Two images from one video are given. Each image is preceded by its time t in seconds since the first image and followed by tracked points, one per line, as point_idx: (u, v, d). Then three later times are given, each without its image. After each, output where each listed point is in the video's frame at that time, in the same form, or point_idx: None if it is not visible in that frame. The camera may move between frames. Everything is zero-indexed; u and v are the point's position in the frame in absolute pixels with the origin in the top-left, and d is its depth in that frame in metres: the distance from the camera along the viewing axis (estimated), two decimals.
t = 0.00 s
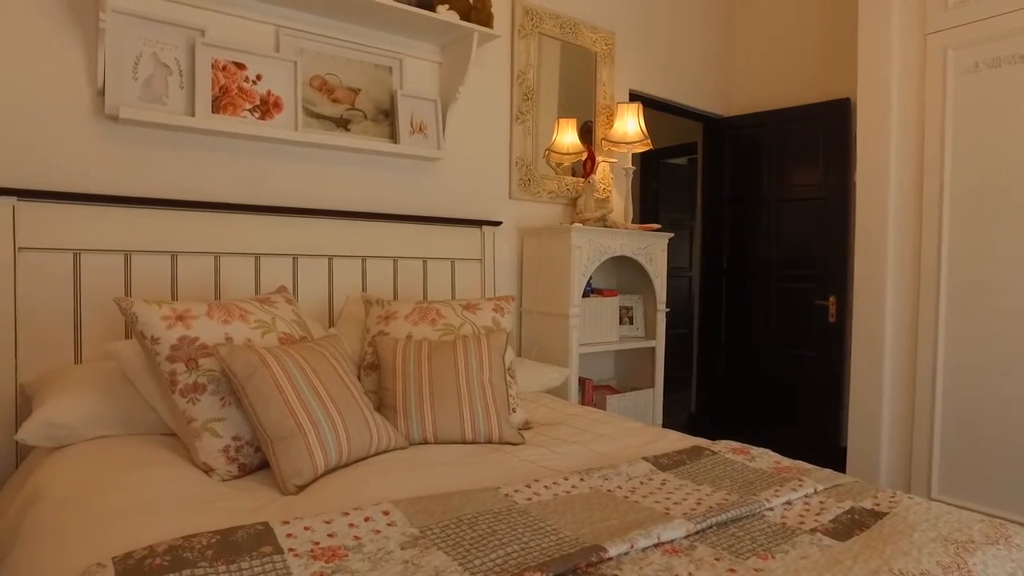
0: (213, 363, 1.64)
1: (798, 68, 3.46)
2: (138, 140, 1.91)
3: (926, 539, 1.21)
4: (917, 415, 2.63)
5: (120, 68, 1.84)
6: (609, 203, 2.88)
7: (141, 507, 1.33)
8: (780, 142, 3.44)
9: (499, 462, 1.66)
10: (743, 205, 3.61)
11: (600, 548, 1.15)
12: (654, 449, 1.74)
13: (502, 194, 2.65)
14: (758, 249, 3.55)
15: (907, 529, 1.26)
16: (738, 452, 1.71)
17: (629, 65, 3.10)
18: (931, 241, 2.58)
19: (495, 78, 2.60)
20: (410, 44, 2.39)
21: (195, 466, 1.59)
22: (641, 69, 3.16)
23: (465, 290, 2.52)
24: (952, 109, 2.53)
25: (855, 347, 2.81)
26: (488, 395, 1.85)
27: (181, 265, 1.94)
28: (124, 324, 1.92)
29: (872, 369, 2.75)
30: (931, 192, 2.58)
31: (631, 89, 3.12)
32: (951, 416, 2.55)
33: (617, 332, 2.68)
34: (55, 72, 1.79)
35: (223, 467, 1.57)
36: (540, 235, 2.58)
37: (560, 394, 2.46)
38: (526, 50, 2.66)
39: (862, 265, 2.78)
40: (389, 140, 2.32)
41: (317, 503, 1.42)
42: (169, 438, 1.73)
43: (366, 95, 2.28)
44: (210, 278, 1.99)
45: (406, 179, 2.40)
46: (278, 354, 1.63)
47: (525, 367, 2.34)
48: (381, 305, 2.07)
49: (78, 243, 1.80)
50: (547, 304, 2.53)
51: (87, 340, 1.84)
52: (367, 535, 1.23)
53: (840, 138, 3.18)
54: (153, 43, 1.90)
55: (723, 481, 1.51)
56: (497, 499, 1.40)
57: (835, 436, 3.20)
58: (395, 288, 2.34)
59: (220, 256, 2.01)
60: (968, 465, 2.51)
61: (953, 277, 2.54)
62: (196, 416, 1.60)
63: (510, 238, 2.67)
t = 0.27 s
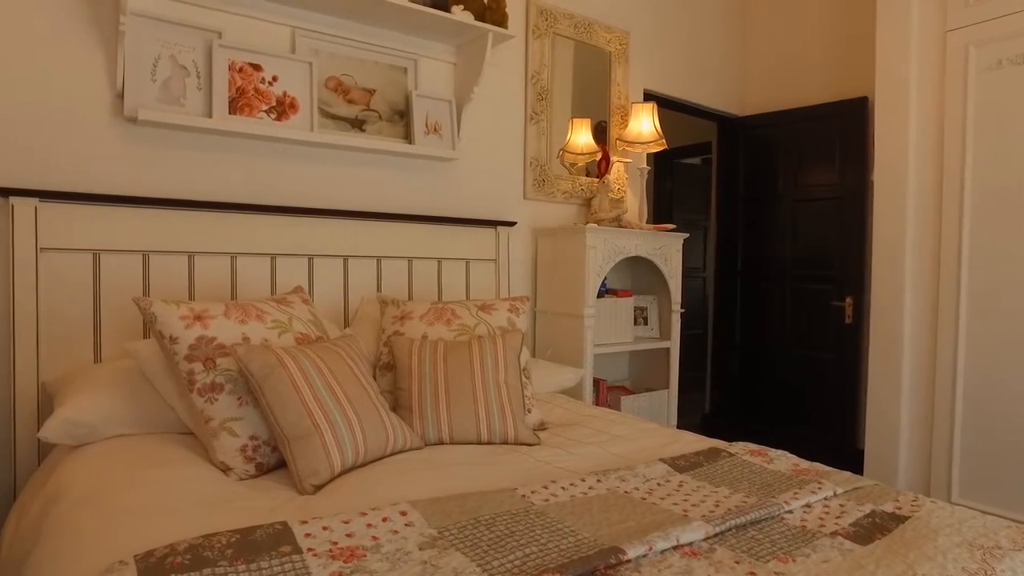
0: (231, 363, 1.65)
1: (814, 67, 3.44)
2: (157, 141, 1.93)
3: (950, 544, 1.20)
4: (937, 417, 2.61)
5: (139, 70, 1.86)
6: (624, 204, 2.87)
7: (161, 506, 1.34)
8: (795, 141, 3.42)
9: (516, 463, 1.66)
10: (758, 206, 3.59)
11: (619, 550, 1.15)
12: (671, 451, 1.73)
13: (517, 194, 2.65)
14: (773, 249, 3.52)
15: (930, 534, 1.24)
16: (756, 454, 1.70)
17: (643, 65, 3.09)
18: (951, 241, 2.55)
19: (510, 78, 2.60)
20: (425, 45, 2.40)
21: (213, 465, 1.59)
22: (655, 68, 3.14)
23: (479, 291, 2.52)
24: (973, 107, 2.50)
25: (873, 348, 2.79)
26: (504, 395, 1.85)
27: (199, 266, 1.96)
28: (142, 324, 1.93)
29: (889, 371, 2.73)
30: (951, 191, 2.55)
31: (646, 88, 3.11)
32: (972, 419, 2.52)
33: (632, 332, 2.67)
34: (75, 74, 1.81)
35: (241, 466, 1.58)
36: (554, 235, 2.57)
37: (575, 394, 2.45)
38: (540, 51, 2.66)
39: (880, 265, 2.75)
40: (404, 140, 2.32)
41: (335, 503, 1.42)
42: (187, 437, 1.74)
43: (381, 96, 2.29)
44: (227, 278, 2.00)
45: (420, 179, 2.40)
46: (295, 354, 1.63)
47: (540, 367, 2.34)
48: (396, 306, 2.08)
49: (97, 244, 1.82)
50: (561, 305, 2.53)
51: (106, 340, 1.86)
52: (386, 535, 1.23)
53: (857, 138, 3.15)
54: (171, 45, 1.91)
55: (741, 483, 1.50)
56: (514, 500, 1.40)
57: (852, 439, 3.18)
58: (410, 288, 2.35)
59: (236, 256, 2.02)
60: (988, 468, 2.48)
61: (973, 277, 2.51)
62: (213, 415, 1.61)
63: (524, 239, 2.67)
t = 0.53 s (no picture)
0: (251, 363, 1.66)
1: (833, 65, 3.41)
2: (178, 143, 1.95)
3: (980, 550, 1.18)
4: (960, 420, 2.57)
5: (160, 73, 1.87)
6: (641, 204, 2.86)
7: (184, 505, 1.35)
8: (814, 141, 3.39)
9: (535, 464, 1.66)
10: (776, 205, 3.56)
11: (642, 552, 1.14)
12: (690, 453, 1.72)
13: (534, 195, 2.65)
14: (791, 249, 3.49)
15: (959, 540, 1.22)
16: (777, 456, 1.68)
17: (660, 64, 3.07)
18: (975, 241, 2.52)
19: (526, 79, 2.60)
20: (443, 46, 2.40)
21: (234, 464, 1.60)
22: (672, 68, 3.13)
23: (496, 291, 2.52)
24: (998, 105, 2.46)
25: (894, 350, 2.76)
26: (522, 396, 1.85)
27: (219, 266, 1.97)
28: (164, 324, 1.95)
29: (911, 372, 2.70)
30: (975, 191, 2.52)
31: (663, 88, 3.10)
32: (996, 422, 2.48)
33: (650, 333, 2.66)
34: (99, 76, 1.83)
35: (262, 465, 1.59)
36: (571, 236, 2.57)
37: (592, 395, 2.45)
38: (557, 51, 2.65)
39: (902, 266, 2.73)
40: (421, 141, 2.33)
41: (356, 503, 1.43)
42: (208, 437, 1.76)
43: (399, 97, 2.30)
44: (246, 278, 2.02)
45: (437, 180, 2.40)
46: (315, 355, 1.64)
47: (557, 368, 2.34)
48: (414, 306, 2.08)
49: (119, 244, 1.83)
50: (579, 305, 2.52)
51: (128, 340, 1.88)
52: (407, 536, 1.23)
53: (877, 137, 3.12)
54: (192, 48, 1.93)
55: (762, 486, 1.49)
56: (535, 501, 1.40)
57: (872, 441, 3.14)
58: (427, 288, 2.35)
59: (255, 256, 2.03)
60: (1013, 471, 2.44)
61: (998, 278, 2.47)
62: (234, 415, 1.62)
63: (541, 239, 2.67)
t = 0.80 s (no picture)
0: (273, 363, 1.67)
1: (855, 63, 3.37)
2: (199, 144, 1.97)
3: (1012, 558, 1.16)
4: (988, 423, 2.53)
5: (183, 76, 1.89)
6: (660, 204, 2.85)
7: (208, 503, 1.36)
8: (835, 140, 3.35)
9: (556, 466, 1.65)
10: (796, 206, 3.52)
11: (664, 556, 1.13)
12: (712, 455, 1.71)
13: (552, 195, 2.64)
14: (812, 250, 3.46)
15: (990, 548, 1.20)
16: (800, 459, 1.66)
17: (679, 63, 3.05)
18: (1003, 242, 2.48)
19: (545, 79, 2.60)
20: (462, 47, 2.40)
21: (256, 464, 1.62)
22: (692, 67, 3.11)
23: (515, 292, 2.52)
24: None
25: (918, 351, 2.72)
26: (542, 397, 1.85)
27: (240, 267, 1.99)
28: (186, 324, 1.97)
29: (937, 375, 2.66)
30: (1003, 191, 2.47)
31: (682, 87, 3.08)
32: None
33: (669, 334, 2.65)
34: (123, 80, 1.86)
35: (283, 465, 1.60)
36: (590, 236, 2.56)
37: (611, 396, 2.44)
38: (576, 51, 2.65)
39: (926, 266, 2.69)
40: (440, 142, 2.33)
41: (377, 504, 1.43)
42: (230, 436, 1.77)
43: (418, 98, 2.30)
44: (267, 279, 2.03)
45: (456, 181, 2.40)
46: (336, 356, 1.65)
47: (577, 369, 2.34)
48: (433, 307, 2.08)
49: (142, 246, 1.85)
50: (598, 306, 2.52)
51: (152, 340, 1.90)
52: (429, 537, 1.23)
53: (901, 135, 3.08)
54: (214, 51, 1.95)
55: (786, 489, 1.47)
56: (557, 504, 1.39)
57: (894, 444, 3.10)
58: (446, 289, 2.35)
59: (276, 257, 2.04)
60: None
61: None
62: (256, 415, 1.63)
63: (560, 240, 2.66)
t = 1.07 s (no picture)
0: (293, 363, 1.68)
1: (876, 61, 3.33)
2: (220, 146, 1.98)
3: None
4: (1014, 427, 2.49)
5: (204, 78, 1.91)
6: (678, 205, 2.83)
7: (228, 502, 1.37)
8: (857, 139, 3.32)
9: (574, 467, 1.65)
10: (816, 205, 3.49)
11: (686, 559, 1.12)
12: (733, 458, 1.70)
13: (570, 196, 2.64)
14: (832, 250, 3.42)
15: (1020, 555, 1.18)
16: (822, 462, 1.64)
17: (697, 62, 3.03)
18: None
19: (563, 79, 2.59)
20: (480, 47, 2.40)
21: (276, 463, 1.62)
22: (710, 66, 3.09)
23: (532, 292, 2.52)
24: None
25: (942, 353, 2.69)
26: (561, 398, 1.84)
27: (260, 268, 2.00)
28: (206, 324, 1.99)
29: (961, 377, 2.62)
30: None
31: (700, 87, 3.05)
32: None
33: (687, 335, 2.64)
34: (145, 83, 1.88)
35: (303, 465, 1.60)
36: (608, 236, 2.55)
37: (629, 397, 2.43)
38: (593, 50, 2.64)
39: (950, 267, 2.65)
40: (458, 142, 2.33)
41: (397, 504, 1.43)
42: (251, 435, 1.78)
43: (436, 99, 2.31)
44: (286, 280, 2.04)
45: (473, 181, 2.40)
46: (355, 356, 1.66)
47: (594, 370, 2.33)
48: (451, 307, 2.09)
49: (163, 246, 1.87)
50: (615, 307, 2.50)
51: (173, 340, 1.92)
52: (449, 538, 1.23)
53: (923, 133, 3.03)
54: (234, 53, 1.96)
55: (808, 492, 1.45)
56: (576, 506, 1.39)
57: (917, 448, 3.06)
58: (463, 290, 2.35)
59: (295, 258, 2.06)
60: None
61: None
62: (276, 414, 1.64)
63: (577, 240, 2.65)
